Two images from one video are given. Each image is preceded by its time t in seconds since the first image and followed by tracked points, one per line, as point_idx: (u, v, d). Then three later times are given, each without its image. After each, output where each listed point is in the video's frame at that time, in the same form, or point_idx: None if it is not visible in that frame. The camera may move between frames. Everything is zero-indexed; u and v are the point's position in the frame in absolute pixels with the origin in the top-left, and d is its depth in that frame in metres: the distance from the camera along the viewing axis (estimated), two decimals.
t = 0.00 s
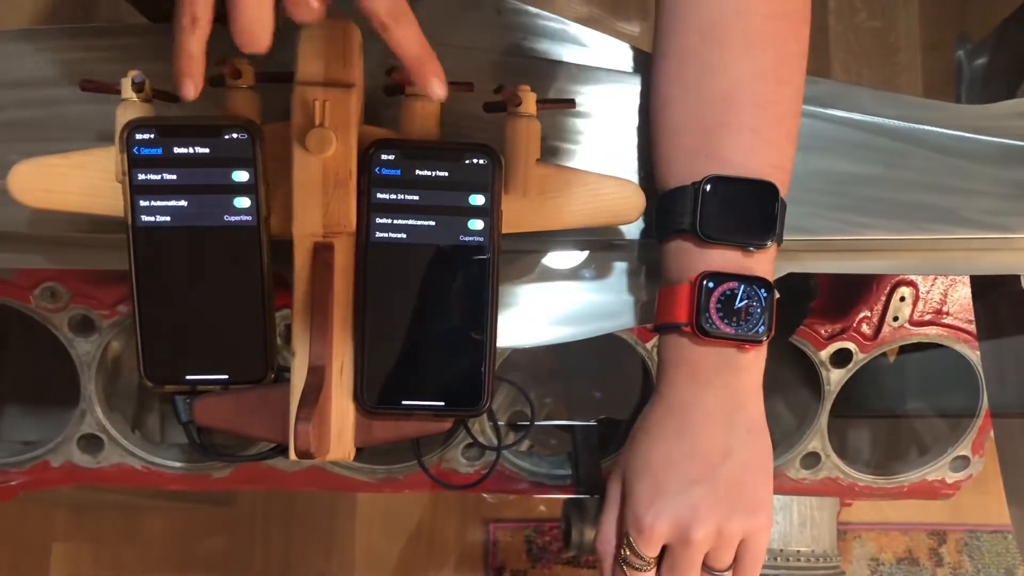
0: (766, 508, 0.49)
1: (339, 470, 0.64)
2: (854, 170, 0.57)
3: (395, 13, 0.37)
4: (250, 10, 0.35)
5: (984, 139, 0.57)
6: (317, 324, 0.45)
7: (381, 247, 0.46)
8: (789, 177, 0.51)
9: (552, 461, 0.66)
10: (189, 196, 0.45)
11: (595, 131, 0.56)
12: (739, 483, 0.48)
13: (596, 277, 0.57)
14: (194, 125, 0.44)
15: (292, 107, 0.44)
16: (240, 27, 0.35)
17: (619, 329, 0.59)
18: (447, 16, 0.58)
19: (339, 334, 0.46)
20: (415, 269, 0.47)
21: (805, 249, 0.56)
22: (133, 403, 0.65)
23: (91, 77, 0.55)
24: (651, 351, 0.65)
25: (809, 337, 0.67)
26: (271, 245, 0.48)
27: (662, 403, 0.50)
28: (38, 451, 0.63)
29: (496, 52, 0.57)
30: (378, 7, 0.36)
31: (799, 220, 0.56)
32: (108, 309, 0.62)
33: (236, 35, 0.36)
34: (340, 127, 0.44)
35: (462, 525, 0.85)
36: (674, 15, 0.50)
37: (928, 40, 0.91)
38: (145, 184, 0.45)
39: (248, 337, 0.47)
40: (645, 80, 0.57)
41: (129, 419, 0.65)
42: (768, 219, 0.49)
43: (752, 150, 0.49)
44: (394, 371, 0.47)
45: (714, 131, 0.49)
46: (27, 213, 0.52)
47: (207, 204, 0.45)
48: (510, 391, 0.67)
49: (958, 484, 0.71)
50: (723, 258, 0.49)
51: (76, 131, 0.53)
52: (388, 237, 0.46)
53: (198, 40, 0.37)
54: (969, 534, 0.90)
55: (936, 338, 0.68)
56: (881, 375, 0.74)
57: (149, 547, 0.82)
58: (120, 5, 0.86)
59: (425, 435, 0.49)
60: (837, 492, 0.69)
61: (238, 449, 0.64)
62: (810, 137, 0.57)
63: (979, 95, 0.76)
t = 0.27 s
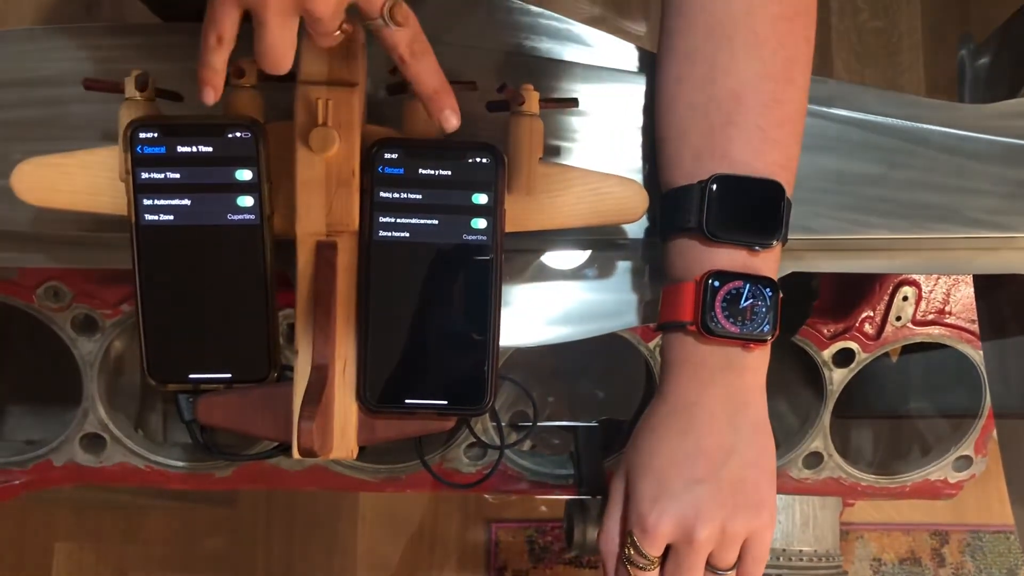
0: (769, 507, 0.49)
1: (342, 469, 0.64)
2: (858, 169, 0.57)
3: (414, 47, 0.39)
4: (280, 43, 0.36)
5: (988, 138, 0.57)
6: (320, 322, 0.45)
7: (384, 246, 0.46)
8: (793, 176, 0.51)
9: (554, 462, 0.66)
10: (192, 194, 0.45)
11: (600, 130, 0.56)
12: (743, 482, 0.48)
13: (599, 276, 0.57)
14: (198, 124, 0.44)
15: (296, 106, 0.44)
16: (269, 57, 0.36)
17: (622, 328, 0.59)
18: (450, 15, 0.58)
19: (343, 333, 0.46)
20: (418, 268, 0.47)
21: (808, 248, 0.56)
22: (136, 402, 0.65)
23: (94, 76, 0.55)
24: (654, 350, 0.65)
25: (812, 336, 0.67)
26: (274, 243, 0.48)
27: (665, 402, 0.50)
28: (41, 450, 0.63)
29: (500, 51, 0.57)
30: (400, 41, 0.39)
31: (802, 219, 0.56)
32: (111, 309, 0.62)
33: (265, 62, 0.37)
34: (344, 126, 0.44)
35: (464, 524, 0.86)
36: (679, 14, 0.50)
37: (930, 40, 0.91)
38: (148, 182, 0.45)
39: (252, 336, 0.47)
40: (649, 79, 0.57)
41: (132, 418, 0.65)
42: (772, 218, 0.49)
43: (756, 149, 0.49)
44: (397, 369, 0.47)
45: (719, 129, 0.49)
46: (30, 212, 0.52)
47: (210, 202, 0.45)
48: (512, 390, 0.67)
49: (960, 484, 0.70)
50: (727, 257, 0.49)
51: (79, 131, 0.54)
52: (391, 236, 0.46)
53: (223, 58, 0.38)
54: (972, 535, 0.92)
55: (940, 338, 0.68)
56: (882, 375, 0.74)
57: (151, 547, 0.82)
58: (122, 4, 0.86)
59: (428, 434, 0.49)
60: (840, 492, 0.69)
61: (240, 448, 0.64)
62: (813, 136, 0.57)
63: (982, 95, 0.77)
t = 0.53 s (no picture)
0: (769, 506, 0.49)
1: (343, 469, 0.64)
2: (857, 168, 0.57)
3: (413, 54, 0.39)
4: (279, 48, 0.36)
5: (987, 137, 0.57)
6: (320, 321, 0.45)
7: (383, 245, 0.46)
8: (792, 176, 0.51)
9: (555, 461, 0.66)
10: (193, 194, 0.45)
11: (599, 130, 0.56)
12: (743, 481, 0.48)
13: (599, 275, 0.57)
14: (198, 123, 0.44)
15: (296, 105, 0.44)
16: (269, 61, 0.36)
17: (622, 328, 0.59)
18: (450, 14, 0.58)
19: (342, 333, 0.46)
20: (417, 267, 0.47)
21: (809, 247, 0.56)
22: (136, 402, 0.65)
23: (94, 75, 0.55)
24: (654, 350, 0.65)
25: (812, 336, 0.67)
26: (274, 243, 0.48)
27: (665, 401, 0.50)
28: (41, 450, 0.63)
29: (500, 51, 0.58)
30: (399, 49, 0.38)
31: (802, 218, 0.56)
32: (111, 308, 0.62)
33: (264, 66, 0.37)
34: (343, 126, 0.44)
35: (464, 523, 0.84)
36: (679, 13, 0.50)
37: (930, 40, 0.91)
38: (148, 182, 0.45)
39: (251, 336, 0.47)
40: (649, 79, 0.57)
41: (132, 418, 0.65)
42: (772, 217, 0.49)
43: (756, 148, 0.49)
44: (396, 369, 0.47)
45: (719, 129, 0.49)
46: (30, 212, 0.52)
47: (211, 202, 0.45)
48: (513, 388, 0.67)
49: (960, 483, 0.71)
50: (727, 256, 0.49)
51: (80, 130, 0.54)
52: (391, 235, 0.46)
53: (225, 60, 0.38)
54: (972, 535, 0.90)
55: (939, 337, 0.68)
56: (882, 374, 0.74)
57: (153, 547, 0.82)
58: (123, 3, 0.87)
59: (428, 433, 0.49)
60: (840, 492, 0.69)
61: (240, 448, 0.64)
62: (813, 135, 0.57)
63: (982, 95, 0.77)
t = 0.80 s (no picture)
0: (769, 506, 0.49)
1: (342, 469, 0.64)
2: (856, 168, 0.57)
3: (415, 58, 0.39)
4: (282, 56, 0.36)
5: (986, 138, 0.57)
6: (320, 321, 0.45)
7: (383, 245, 0.46)
8: (792, 176, 0.51)
9: (555, 461, 0.66)
10: (192, 194, 0.45)
11: (598, 129, 0.56)
12: (743, 481, 0.48)
13: (598, 275, 0.57)
14: (198, 123, 0.44)
15: (296, 105, 0.44)
16: (271, 68, 0.36)
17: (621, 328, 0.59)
18: (451, 15, 0.58)
19: (342, 333, 0.46)
20: (417, 268, 0.47)
21: (808, 248, 0.56)
22: (135, 402, 0.65)
23: (93, 75, 0.55)
24: (653, 350, 0.65)
25: (811, 336, 0.67)
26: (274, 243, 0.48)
27: (665, 401, 0.50)
28: (40, 450, 0.63)
29: (500, 51, 0.58)
30: (401, 53, 0.38)
31: (801, 219, 0.56)
32: (111, 308, 0.62)
33: (267, 73, 0.37)
34: (343, 126, 0.44)
35: (463, 526, 0.85)
36: (678, 13, 0.50)
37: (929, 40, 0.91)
38: (148, 182, 0.45)
39: (250, 336, 0.47)
40: (648, 79, 0.58)
41: (131, 418, 0.65)
42: (771, 217, 0.49)
43: (756, 149, 0.49)
44: (396, 369, 0.47)
45: (719, 129, 0.49)
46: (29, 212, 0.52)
47: (210, 202, 0.45)
48: (512, 389, 0.67)
49: (960, 483, 0.71)
50: (727, 257, 0.49)
51: (80, 130, 0.54)
52: (390, 236, 0.46)
53: (227, 68, 0.38)
54: (971, 535, 0.91)
55: (938, 338, 0.68)
56: (882, 375, 0.74)
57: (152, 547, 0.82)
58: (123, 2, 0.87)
59: (427, 433, 0.49)
60: (840, 492, 0.69)
61: (240, 448, 0.64)
62: (812, 136, 0.57)
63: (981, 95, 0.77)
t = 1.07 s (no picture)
0: (767, 507, 0.49)
1: (342, 469, 0.64)
2: (855, 169, 0.57)
3: (399, 67, 0.38)
4: (263, 62, 0.34)
5: (984, 138, 0.57)
6: (318, 322, 0.45)
7: (381, 245, 0.46)
8: (790, 176, 0.51)
9: (554, 461, 0.66)
10: (190, 194, 0.45)
11: (597, 130, 0.56)
12: (741, 481, 0.48)
13: (596, 276, 0.57)
14: (195, 124, 0.44)
15: (294, 106, 0.44)
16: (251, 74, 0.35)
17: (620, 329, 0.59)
18: (450, 16, 0.58)
19: (340, 334, 0.46)
20: (415, 268, 0.47)
21: (807, 248, 0.56)
22: (134, 402, 0.65)
23: (92, 75, 0.55)
24: (651, 351, 0.65)
25: (809, 337, 0.67)
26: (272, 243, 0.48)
27: (663, 401, 0.50)
28: (39, 450, 0.63)
29: (498, 52, 0.58)
30: (384, 62, 0.37)
31: (799, 219, 0.56)
32: (109, 309, 0.62)
33: (248, 79, 0.35)
34: (341, 126, 0.44)
35: (463, 525, 0.84)
36: (676, 14, 0.50)
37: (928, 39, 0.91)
38: (146, 183, 0.45)
39: (249, 336, 0.47)
40: (647, 79, 0.58)
41: (130, 418, 0.65)
42: (769, 218, 0.49)
43: (754, 149, 0.49)
44: (394, 370, 0.47)
45: (717, 130, 0.49)
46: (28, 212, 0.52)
47: (208, 203, 0.45)
48: (511, 390, 0.67)
49: (959, 483, 0.71)
50: (725, 257, 0.49)
51: (78, 131, 0.54)
52: (388, 236, 0.46)
53: (208, 72, 0.36)
54: (971, 535, 0.90)
55: (936, 337, 0.68)
56: (881, 374, 0.73)
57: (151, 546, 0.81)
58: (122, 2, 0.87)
59: (426, 434, 0.49)
60: (838, 492, 0.69)
61: (239, 449, 0.64)
62: (811, 136, 0.57)
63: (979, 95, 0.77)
